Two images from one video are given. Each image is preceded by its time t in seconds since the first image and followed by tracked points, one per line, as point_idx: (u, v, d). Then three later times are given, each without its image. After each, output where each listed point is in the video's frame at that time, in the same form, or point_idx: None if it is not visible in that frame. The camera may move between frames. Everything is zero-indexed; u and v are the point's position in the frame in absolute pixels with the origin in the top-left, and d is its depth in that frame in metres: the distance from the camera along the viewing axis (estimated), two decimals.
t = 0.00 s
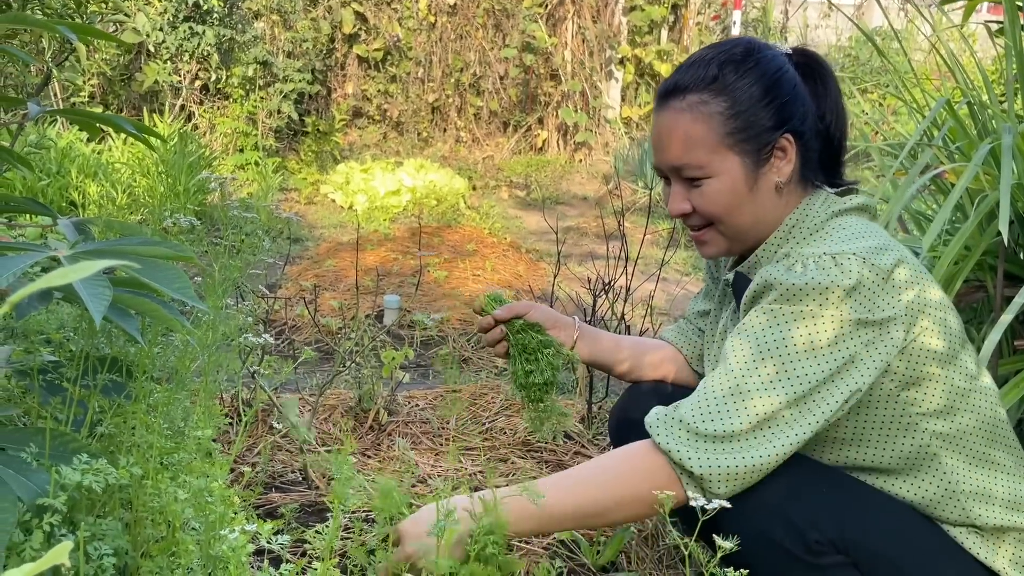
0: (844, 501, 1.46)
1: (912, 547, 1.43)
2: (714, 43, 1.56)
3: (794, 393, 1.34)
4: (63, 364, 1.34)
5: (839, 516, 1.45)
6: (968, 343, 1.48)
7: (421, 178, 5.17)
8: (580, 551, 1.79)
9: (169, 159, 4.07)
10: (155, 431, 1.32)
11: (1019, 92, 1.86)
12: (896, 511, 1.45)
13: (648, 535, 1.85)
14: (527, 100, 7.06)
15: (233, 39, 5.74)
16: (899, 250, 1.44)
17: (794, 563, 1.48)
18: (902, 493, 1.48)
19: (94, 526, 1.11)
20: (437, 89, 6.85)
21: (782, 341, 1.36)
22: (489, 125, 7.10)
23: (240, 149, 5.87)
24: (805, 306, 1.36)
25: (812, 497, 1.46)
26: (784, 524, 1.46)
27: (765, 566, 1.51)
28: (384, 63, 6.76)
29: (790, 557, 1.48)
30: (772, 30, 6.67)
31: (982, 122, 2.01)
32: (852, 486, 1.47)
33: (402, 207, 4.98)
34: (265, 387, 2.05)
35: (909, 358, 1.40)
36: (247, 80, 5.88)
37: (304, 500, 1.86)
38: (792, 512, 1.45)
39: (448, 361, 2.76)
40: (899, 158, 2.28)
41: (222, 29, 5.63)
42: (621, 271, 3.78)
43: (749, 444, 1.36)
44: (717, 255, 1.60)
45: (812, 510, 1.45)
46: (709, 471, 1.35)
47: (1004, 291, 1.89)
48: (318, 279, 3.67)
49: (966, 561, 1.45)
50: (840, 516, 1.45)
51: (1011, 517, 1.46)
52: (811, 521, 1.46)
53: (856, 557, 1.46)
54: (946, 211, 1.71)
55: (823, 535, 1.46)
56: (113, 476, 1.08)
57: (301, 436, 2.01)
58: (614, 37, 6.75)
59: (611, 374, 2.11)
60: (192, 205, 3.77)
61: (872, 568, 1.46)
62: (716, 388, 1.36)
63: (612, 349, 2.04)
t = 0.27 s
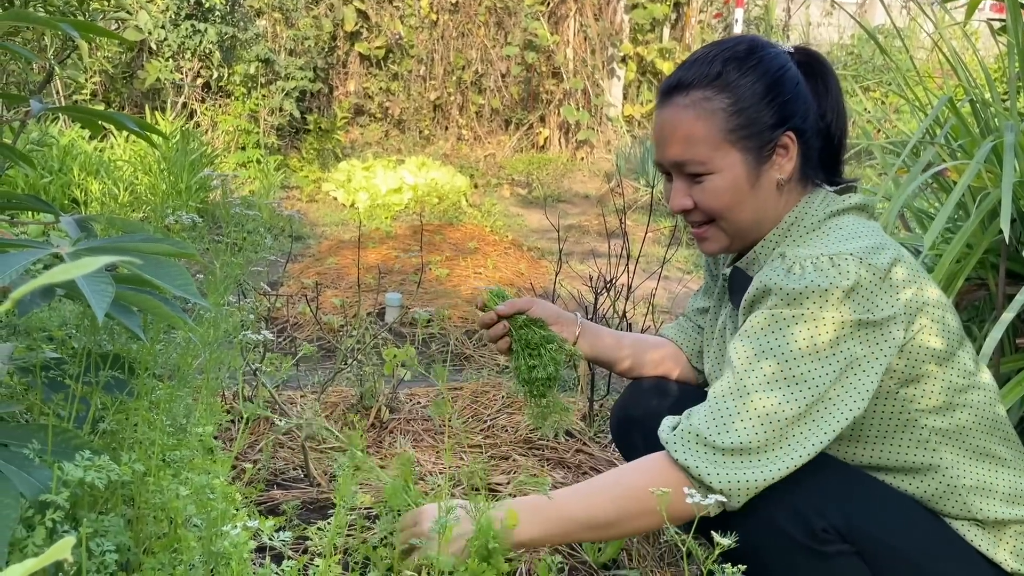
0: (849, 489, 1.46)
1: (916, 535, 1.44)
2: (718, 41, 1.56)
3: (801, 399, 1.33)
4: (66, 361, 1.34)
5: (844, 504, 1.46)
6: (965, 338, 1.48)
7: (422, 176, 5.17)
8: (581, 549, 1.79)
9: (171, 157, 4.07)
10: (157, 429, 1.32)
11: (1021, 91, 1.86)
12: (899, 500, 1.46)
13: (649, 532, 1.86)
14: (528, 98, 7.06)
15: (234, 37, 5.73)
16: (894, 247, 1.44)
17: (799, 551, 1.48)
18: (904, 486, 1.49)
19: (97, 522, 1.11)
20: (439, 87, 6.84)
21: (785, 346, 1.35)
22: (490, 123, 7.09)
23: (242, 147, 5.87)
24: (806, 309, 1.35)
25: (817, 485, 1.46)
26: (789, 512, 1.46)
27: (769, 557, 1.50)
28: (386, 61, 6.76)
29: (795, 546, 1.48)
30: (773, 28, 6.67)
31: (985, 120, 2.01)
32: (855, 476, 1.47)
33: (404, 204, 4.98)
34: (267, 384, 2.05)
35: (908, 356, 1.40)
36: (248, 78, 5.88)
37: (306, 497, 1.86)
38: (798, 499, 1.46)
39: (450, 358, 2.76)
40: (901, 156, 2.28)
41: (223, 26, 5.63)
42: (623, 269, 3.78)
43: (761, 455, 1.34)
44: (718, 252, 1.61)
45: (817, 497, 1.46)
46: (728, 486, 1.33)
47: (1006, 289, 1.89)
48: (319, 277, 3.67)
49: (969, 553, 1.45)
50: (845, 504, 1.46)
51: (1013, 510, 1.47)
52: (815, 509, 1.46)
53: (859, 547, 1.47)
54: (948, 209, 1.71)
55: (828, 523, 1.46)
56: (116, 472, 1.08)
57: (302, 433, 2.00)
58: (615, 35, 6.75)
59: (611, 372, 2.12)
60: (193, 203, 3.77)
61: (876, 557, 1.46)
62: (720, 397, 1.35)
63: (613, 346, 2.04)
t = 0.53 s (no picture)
0: (860, 488, 1.45)
1: (925, 535, 1.44)
2: (724, 35, 1.56)
3: (804, 399, 1.32)
4: (69, 357, 1.35)
5: (855, 504, 1.45)
6: (969, 335, 1.48)
7: (424, 173, 5.17)
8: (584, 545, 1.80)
9: (173, 153, 4.08)
10: (159, 424, 1.32)
11: None
12: (909, 501, 1.45)
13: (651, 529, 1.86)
14: (530, 95, 7.05)
15: (236, 34, 5.73)
16: (896, 244, 1.43)
17: (809, 550, 1.47)
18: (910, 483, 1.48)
19: (99, 517, 1.11)
20: (441, 84, 6.84)
21: (787, 345, 1.35)
22: (492, 121, 7.09)
23: (244, 144, 5.87)
24: (808, 308, 1.35)
25: (828, 483, 1.45)
26: (801, 510, 1.46)
27: (778, 554, 1.50)
28: (388, 58, 6.75)
29: (804, 543, 1.47)
30: (776, 25, 6.65)
31: (988, 116, 2.01)
32: (864, 474, 1.46)
33: (406, 202, 4.99)
34: (269, 380, 2.05)
35: (912, 354, 1.39)
36: (251, 75, 5.88)
37: (308, 493, 1.86)
38: (809, 497, 1.45)
39: (452, 355, 2.76)
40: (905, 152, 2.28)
41: (226, 24, 5.64)
42: (625, 266, 3.78)
43: (767, 456, 1.34)
44: (721, 249, 1.61)
45: (828, 496, 1.45)
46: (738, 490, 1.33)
47: (1009, 286, 1.88)
48: (322, 273, 3.68)
49: (975, 552, 1.46)
50: (856, 504, 1.45)
51: (1018, 509, 1.47)
52: (825, 507, 1.45)
53: (868, 545, 1.46)
54: (951, 205, 1.71)
55: (838, 522, 1.45)
56: (116, 468, 1.08)
57: (304, 429, 2.01)
58: (618, 33, 6.74)
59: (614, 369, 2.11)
60: (196, 200, 3.77)
61: (886, 557, 1.45)
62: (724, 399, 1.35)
63: (616, 343, 2.04)
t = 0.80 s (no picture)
0: (869, 489, 1.44)
1: (934, 532, 1.44)
2: (692, 41, 1.58)
3: (804, 398, 1.31)
4: (71, 352, 1.35)
5: (866, 504, 1.44)
6: (960, 331, 1.48)
7: (426, 170, 5.17)
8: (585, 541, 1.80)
9: (175, 150, 4.08)
10: (161, 420, 1.32)
11: None
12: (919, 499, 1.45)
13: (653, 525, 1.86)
14: (532, 92, 7.04)
15: (238, 30, 5.73)
16: (883, 243, 1.44)
17: (819, 548, 1.47)
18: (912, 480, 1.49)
19: (102, 512, 1.11)
20: (441, 81, 6.83)
21: (778, 347, 1.34)
22: (494, 117, 7.06)
23: (245, 140, 5.86)
24: (798, 308, 1.34)
25: (841, 485, 1.43)
26: (814, 511, 1.44)
27: (786, 550, 1.50)
28: (390, 55, 6.72)
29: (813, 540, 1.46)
30: (778, 21, 6.65)
31: (990, 112, 2.01)
32: (871, 470, 1.45)
33: (407, 198, 4.99)
34: (271, 377, 2.05)
35: (902, 351, 1.39)
36: (252, 71, 5.88)
37: (310, 489, 1.86)
38: (823, 499, 1.43)
39: (453, 351, 2.76)
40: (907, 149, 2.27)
41: (227, 20, 5.64)
42: (626, 263, 3.78)
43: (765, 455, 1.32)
44: (708, 251, 1.61)
45: (840, 497, 1.43)
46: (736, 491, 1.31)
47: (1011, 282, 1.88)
48: (323, 270, 3.68)
49: (981, 547, 1.46)
50: (865, 501, 1.44)
51: (1018, 502, 1.47)
52: (835, 505, 1.44)
53: (875, 540, 1.46)
54: (954, 202, 1.70)
55: (849, 521, 1.45)
56: (120, 463, 1.08)
57: (306, 425, 2.01)
58: (619, 29, 6.79)
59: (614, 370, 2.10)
60: (198, 196, 3.77)
61: (895, 554, 1.46)
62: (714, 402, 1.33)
63: (613, 342, 2.03)
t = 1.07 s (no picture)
0: (866, 486, 1.44)
1: (930, 529, 1.43)
2: (681, 39, 1.57)
3: (811, 391, 1.32)
4: (71, 347, 1.35)
5: (862, 501, 1.44)
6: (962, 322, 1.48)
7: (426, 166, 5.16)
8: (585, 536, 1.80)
9: (175, 146, 4.07)
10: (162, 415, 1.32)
11: None
12: (916, 496, 1.45)
13: (653, 521, 1.86)
14: (533, 88, 7.01)
15: (238, 26, 5.73)
16: (889, 233, 1.44)
17: (815, 545, 1.48)
18: (914, 473, 1.48)
19: (103, 507, 1.11)
20: (442, 77, 6.68)
21: (789, 337, 1.33)
22: (494, 113, 7.01)
23: (246, 136, 5.86)
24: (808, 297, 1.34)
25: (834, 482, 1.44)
26: (809, 508, 1.46)
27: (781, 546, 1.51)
28: (389, 51, 6.72)
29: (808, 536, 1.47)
30: (778, 18, 6.66)
31: (991, 108, 2.01)
32: (868, 466, 1.46)
33: (408, 194, 4.98)
34: (271, 372, 2.05)
35: (911, 340, 1.39)
36: (252, 67, 5.87)
37: (311, 484, 1.86)
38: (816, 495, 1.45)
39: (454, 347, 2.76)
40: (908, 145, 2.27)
41: (227, 16, 5.63)
42: (627, 259, 3.79)
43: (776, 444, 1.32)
44: (706, 247, 1.61)
45: (835, 494, 1.44)
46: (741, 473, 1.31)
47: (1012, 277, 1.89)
48: (324, 266, 3.67)
49: (979, 542, 1.46)
50: (862, 497, 1.44)
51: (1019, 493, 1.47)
52: (829, 500, 1.44)
53: (873, 537, 1.46)
54: (948, 205, 1.70)
55: (844, 518, 1.45)
56: (120, 458, 1.08)
57: (307, 421, 2.01)
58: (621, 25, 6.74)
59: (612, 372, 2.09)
60: (198, 192, 3.77)
61: (893, 553, 1.46)
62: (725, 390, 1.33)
63: (612, 343, 2.03)
